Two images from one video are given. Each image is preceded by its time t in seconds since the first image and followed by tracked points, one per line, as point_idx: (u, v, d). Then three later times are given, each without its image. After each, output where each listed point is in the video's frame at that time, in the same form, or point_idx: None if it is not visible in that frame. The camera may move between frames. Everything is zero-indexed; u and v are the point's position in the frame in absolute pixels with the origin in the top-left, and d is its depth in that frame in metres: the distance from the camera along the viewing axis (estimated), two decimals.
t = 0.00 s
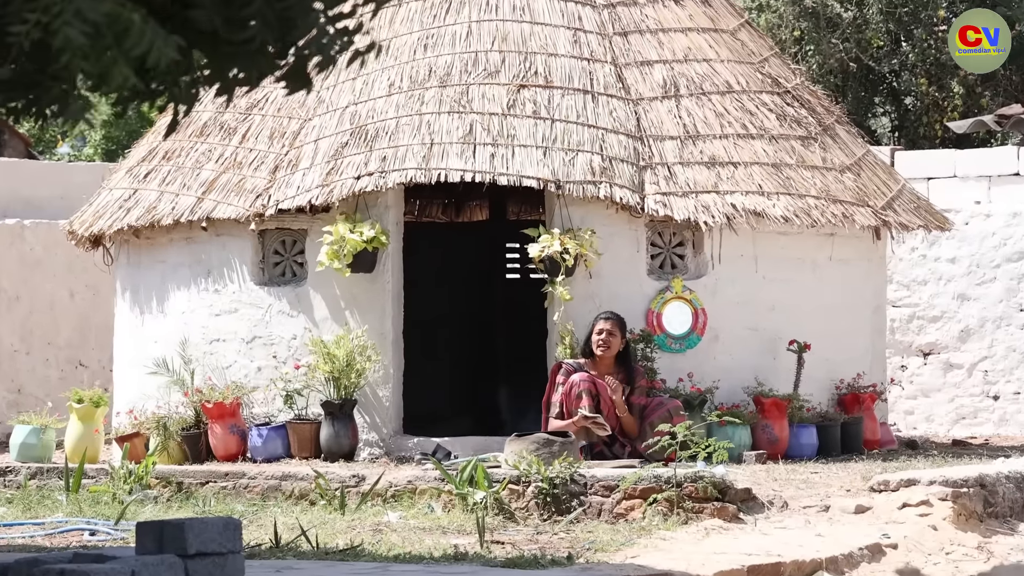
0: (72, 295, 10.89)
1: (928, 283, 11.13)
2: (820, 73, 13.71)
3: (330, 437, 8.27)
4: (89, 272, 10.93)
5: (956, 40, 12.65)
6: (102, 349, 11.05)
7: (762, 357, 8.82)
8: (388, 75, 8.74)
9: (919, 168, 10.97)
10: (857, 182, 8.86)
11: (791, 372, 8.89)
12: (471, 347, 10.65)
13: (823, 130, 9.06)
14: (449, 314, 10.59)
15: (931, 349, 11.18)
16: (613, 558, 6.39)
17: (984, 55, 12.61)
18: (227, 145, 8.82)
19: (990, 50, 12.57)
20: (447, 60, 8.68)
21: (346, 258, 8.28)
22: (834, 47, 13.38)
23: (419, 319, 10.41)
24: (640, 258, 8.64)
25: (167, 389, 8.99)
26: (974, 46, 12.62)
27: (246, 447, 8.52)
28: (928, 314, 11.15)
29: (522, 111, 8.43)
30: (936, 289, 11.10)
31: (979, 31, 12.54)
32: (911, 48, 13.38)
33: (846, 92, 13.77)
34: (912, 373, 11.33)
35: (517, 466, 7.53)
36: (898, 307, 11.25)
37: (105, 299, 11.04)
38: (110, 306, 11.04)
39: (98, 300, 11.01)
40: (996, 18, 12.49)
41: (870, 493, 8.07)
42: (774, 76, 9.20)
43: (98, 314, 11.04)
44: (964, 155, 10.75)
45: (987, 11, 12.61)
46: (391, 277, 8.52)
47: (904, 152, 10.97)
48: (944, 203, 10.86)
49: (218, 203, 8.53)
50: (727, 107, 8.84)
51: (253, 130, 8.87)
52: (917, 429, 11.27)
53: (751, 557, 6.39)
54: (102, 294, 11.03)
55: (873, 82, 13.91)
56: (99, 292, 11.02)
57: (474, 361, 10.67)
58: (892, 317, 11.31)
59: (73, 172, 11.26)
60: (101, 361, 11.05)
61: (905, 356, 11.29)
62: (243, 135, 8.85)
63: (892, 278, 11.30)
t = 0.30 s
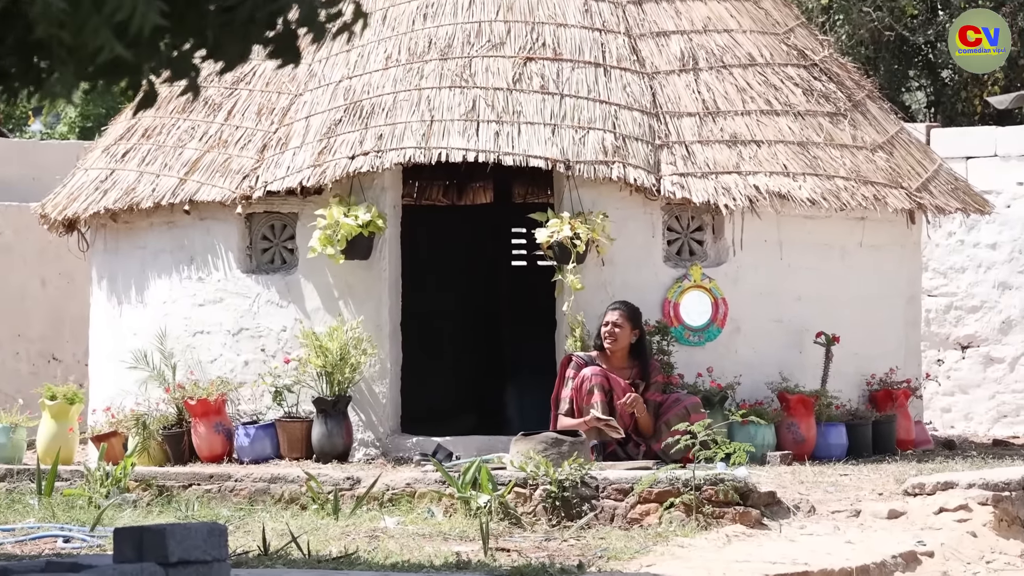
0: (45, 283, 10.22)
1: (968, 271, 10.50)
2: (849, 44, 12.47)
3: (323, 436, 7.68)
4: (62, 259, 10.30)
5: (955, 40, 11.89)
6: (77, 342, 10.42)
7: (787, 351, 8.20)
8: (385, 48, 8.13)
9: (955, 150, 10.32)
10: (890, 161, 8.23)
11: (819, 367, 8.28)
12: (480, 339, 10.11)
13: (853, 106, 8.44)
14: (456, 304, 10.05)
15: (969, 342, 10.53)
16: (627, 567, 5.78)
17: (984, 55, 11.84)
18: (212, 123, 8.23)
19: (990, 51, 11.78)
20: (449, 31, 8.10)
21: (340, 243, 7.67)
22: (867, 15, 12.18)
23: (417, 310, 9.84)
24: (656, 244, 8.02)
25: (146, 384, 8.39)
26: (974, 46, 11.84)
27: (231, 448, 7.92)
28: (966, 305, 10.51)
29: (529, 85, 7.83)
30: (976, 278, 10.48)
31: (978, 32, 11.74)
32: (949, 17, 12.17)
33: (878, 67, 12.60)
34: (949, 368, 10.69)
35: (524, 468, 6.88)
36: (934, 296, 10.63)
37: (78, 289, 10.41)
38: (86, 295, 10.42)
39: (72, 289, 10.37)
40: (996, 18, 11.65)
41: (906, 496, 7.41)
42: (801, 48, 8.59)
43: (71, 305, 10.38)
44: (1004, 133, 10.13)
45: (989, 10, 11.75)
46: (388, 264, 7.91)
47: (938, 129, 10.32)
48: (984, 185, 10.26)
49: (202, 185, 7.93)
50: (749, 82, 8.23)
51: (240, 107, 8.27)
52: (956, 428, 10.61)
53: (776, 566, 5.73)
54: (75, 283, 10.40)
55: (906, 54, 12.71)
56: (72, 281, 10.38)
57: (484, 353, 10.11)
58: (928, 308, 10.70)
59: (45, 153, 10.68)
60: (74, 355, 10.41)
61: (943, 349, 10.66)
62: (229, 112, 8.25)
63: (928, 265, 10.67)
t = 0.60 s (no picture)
0: (22, 270, 9.73)
1: (1002, 257, 9.95)
2: (875, 17, 11.94)
3: (315, 432, 7.21)
4: (39, 246, 9.82)
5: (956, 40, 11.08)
6: (55, 333, 9.92)
7: (809, 342, 7.74)
8: (382, 20, 7.65)
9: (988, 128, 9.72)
10: (919, 140, 7.76)
11: (843, 359, 7.81)
12: (481, 324, 9.58)
13: (880, 82, 7.96)
14: (457, 289, 9.56)
15: (1004, 332, 9.94)
16: (639, 571, 5.28)
17: (983, 55, 11.16)
18: (199, 101, 7.77)
19: (989, 50, 11.09)
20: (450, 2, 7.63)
21: (336, 229, 7.21)
22: None
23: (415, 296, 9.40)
24: (670, 229, 7.55)
25: (129, 377, 7.93)
26: (973, 45, 11.09)
27: (219, 445, 7.45)
28: (1000, 293, 9.95)
29: (535, 60, 7.37)
30: (1011, 263, 9.91)
31: (979, 31, 10.94)
32: None
33: (910, 42, 11.88)
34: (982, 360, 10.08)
35: (529, 466, 6.31)
36: (965, 284, 10.07)
37: (56, 277, 9.91)
38: (64, 282, 9.91)
39: (49, 278, 9.87)
40: (997, 17, 10.79)
41: (933, 497, 6.70)
42: (824, 21, 8.11)
43: (48, 293, 9.88)
44: None
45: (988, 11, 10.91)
46: (385, 250, 7.45)
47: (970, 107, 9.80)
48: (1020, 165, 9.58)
49: (187, 166, 7.46)
50: (769, 56, 7.76)
51: (229, 83, 7.81)
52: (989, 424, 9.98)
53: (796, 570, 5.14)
54: (53, 271, 9.90)
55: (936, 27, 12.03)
56: (49, 269, 9.89)
57: (486, 341, 9.60)
58: (960, 297, 10.10)
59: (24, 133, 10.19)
60: (51, 346, 9.91)
61: (975, 340, 10.03)
62: (217, 89, 7.79)
63: (959, 251, 10.11)
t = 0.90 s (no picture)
0: None
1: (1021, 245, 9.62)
2: None
3: (302, 428, 6.86)
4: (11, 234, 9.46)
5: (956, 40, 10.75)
6: (28, 324, 9.58)
7: (819, 334, 7.40)
8: None
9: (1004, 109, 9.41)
10: (936, 123, 7.42)
11: (855, 352, 7.48)
12: (475, 314, 9.24)
13: (895, 61, 7.62)
14: (451, 276, 9.22)
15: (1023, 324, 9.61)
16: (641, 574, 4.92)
17: (983, 56, 10.73)
18: (181, 81, 7.42)
19: (989, 51, 10.67)
20: None
21: (323, 216, 6.86)
22: None
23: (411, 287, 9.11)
24: (675, 216, 7.20)
25: (107, 371, 7.57)
26: (973, 46, 10.73)
27: (200, 443, 7.09)
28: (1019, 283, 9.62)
29: (533, 39, 7.02)
30: None
31: (978, 31, 10.60)
32: None
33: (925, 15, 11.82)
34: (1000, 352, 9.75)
35: (527, 464, 5.94)
36: (982, 274, 9.74)
37: (28, 266, 9.56)
38: (35, 271, 9.56)
39: (20, 267, 9.51)
40: (997, 17, 10.42)
41: (947, 496, 6.33)
42: None
43: (20, 282, 9.52)
44: None
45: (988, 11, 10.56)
46: (376, 238, 7.09)
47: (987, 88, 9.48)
48: None
49: (167, 149, 7.11)
50: (779, 34, 7.43)
51: (213, 62, 7.46)
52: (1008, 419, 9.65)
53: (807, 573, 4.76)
54: (26, 260, 9.55)
55: (953, 4, 11.89)
56: (21, 258, 9.53)
57: (481, 332, 9.25)
58: (977, 287, 9.78)
59: None
60: (24, 338, 9.56)
61: (993, 332, 9.72)
62: (200, 68, 7.44)
63: (977, 239, 9.78)
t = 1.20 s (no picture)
0: None
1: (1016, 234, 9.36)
2: None
3: (267, 425, 6.55)
4: None
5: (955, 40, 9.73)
6: None
7: (806, 326, 7.12)
8: None
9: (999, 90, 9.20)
10: (927, 106, 7.14)
11: (842, 344, 7.20)
12: (451, 307, 8.97)
13: (885, 43, 7.33)
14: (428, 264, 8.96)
15: (1017, 315, 9.36)
16: None
17: (983, 56, 9.62)
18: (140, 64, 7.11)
19: (989, 51, 9.66)
20: None
21: (288, 202, 6.54)
22: None
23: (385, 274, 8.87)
24: (655, 203, 6.91)
25: (62, 365, 7.26)
26: (974, 46, 9.75)
27: (161, 440, 6.79)
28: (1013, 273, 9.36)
29: (508, 18, 6.72)
30: None
31: (979, 32, 9.85)
32: None
33: None
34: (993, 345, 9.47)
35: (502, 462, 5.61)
36: (974, 265, 9.48)
37: None
38: None
39: None
40: (997, 16, 9.87)
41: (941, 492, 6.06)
42: None
43: None
44: None
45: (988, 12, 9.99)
46: (343, 224, 6.79)
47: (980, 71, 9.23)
48: None
49: (126, 133, 6.79)
50: (765, 15, 7.14)
51: (174, 44, 7.15)
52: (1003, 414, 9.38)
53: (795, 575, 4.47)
54: None
55: None
56: None
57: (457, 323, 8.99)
58: (969, 278, 9.50)
59: None
60: None
61: (986, 324, 9.44)
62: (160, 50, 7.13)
63: (969, 227, 9.51)
